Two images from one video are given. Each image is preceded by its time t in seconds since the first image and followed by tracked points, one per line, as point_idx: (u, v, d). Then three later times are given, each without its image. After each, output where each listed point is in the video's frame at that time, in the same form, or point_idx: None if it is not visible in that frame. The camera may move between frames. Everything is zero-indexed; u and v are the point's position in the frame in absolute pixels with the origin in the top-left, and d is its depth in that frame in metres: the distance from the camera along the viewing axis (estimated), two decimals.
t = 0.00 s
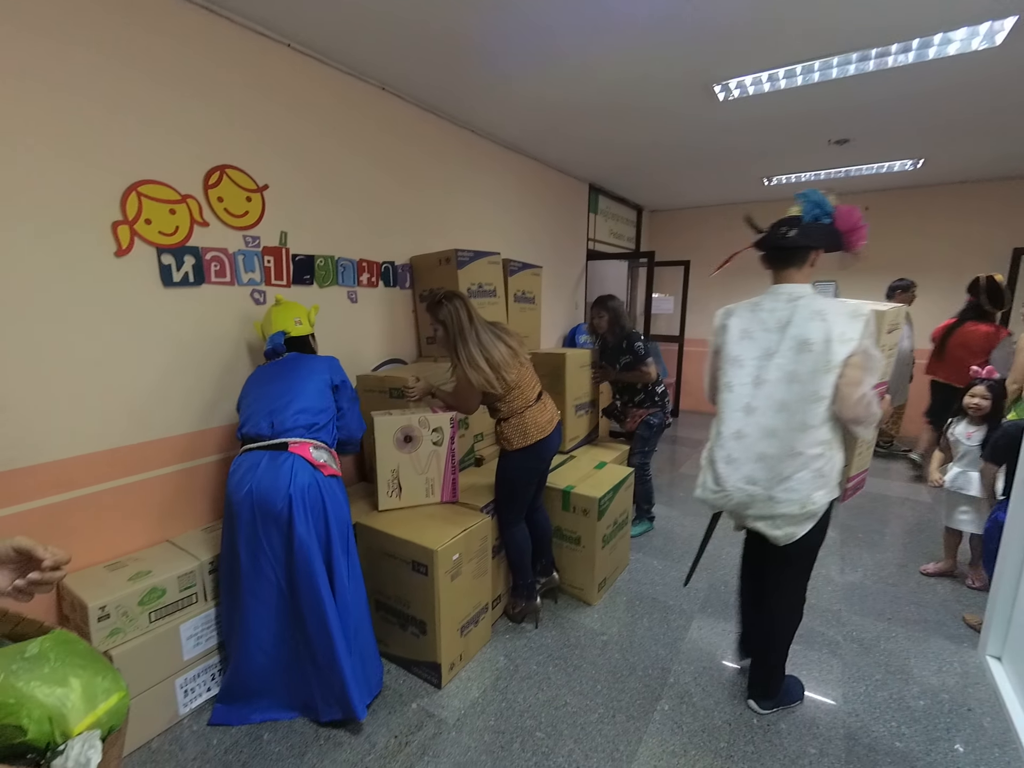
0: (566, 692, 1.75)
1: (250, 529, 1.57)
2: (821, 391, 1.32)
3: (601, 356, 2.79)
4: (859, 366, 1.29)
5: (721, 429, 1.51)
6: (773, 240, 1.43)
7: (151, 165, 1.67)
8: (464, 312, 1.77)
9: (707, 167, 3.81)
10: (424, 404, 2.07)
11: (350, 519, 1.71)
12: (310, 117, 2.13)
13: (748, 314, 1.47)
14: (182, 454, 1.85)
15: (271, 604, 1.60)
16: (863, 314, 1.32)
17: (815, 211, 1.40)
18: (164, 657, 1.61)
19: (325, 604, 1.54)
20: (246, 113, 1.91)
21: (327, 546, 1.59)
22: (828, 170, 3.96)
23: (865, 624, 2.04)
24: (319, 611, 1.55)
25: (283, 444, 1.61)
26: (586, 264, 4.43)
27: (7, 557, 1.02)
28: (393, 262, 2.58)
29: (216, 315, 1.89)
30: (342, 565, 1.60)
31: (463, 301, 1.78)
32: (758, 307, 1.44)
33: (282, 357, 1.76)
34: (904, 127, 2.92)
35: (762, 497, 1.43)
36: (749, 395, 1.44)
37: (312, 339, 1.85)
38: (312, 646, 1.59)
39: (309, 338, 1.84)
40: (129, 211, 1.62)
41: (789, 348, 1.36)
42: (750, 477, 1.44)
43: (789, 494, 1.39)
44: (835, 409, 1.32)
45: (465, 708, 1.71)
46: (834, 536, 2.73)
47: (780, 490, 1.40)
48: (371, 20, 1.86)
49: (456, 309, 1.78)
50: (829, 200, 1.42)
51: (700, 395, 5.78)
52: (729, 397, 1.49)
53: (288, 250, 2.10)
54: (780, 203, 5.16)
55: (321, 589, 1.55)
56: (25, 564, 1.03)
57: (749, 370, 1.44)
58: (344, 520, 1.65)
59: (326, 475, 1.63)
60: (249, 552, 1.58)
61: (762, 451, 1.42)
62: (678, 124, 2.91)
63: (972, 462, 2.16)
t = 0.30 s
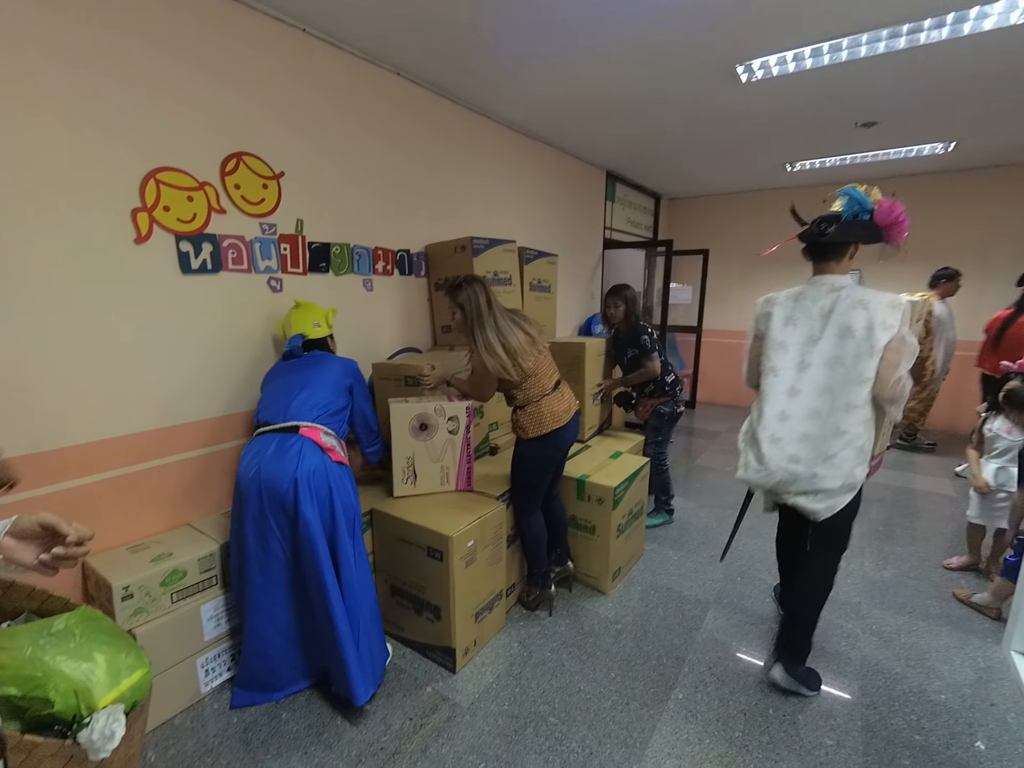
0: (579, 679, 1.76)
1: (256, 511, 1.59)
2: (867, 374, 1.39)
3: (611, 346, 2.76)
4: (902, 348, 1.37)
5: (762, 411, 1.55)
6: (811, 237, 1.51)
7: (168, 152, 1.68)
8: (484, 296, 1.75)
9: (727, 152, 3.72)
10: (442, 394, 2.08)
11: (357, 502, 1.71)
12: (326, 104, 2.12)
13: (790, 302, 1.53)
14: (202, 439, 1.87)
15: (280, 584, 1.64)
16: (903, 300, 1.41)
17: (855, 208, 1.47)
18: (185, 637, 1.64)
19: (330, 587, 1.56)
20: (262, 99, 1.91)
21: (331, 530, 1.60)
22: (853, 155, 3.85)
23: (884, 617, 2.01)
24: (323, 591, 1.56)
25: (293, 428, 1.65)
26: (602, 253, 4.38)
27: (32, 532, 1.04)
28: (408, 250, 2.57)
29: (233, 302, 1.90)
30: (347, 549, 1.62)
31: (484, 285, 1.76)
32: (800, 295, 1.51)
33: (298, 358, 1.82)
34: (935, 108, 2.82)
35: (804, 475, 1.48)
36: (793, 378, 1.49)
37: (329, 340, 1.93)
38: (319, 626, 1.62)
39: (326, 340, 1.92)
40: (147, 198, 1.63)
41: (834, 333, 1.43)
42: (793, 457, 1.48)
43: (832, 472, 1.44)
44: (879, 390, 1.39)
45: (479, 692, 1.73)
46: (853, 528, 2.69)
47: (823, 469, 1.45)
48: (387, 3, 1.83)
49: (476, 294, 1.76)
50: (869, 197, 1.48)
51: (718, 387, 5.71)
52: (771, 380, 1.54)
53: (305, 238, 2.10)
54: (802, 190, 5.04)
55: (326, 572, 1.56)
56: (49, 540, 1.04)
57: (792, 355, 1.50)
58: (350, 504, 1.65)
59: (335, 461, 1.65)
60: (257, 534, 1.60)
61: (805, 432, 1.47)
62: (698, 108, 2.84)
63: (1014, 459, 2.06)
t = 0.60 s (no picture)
0: (593, 665, 1.77)
1: (267, 488, 1.60)
2: (893, 352, 1.64)
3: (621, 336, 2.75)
4: (924, 330, 1.62)
5: (795, 381, 1.79)
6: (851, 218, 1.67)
7: (185, 136, 1.68)
8: (517, 270, 1.77)
9: (749, 136, 3.64)
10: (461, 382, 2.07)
11: (367, 485, 1.71)
12: (342, 87, 2.09)
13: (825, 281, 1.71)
14: (220, 424, 1.89)
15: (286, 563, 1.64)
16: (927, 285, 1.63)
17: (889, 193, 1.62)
18: (205, 617, 1.67)
19: (333, 568, 1.57)
20: (277, 81, 1.89)
21: (338, 512, 1.60)
22: (879, 139, 3.75)
23: (903, 609, 1.99)
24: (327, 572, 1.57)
25: (311, 410, 1.67)
26: (620, 240, 4.33)
27: (57, 507, 1.02)
28: (424, 236, 2.55)
29: (249, 288, 1.90)
30: (352, 533, 1.61)
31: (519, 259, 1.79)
32: (836, 275, 1.68)
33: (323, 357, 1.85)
34: (968, 88, 2.73)
35: (831, 439, 1.75)
36: (825, 353, 1.72)
37: (354, 338, 1.96)
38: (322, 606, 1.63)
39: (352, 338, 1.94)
40: (165, 182, 1.64)
41: (865, 315, 1.65)
42: (821, 424, 1.75)
43: (855, 436, 1.72)
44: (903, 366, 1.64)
45: (493, 676, 1.74)
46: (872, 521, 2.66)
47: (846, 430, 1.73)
48: None
49: (508, 266, 1.78)
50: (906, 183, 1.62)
51: (735, 377, 5.65)
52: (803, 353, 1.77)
53: (321, 223, 2.09)
54: (826, 175, 4.92)
55: (329, 554, 1.57)
56: (74, 515, 1.04)
57: (825, 332, 1.72)
58: (358, 487, 1.65)
59: (348, 445, 1.66)
60: (266, 510, 1.62)
61: (833, 400, 1.74)
62: (721, 90, 2.77)
63: None
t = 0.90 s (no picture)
0: (605, 655, 1.78)
1: (282, 468, 1.61)
2: (922, 342, 1.68)
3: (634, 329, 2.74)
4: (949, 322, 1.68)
5: (829, 374, 1.80)
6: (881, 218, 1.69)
7: (198, 125, 1.67)
8: (548, 255, 1.79)
9: (765, 124, 3.58)
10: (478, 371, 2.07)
11: (380, 471, 1.72)
12: (355, 75, 2.07)
13: (857, 274, 1.72)
14: (236, 413, 1.91)
15: (297, 544, 1.65)
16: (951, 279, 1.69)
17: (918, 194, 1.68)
18: (222, 604, 1.69)
19: (344, 550, 1.59)
20: (289, 68, 1.87)
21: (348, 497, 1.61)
22: (898, 127, 3.69)
23: (917, 602, 1.99)
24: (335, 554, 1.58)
25: (332, 397, 1.70)
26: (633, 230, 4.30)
27: (79, 495, 1.03)
28: (437, 225, 2.54)
29: (263, 277, 1.90)
30: (364, 517, 1.62)
31: (554, 244, 1.81)
32: (869, 268, 1.70)
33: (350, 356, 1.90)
34: (994, 74, 2.67)
35: (856, 427, 1.79)
36: (860, 345, 1.74)
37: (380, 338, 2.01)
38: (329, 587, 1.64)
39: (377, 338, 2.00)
40: (179, 172, 1.63)
41: (900, 307, 1.67)
42: (851, 413, 1.78)
43: (880, 422, 1.77)
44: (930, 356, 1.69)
45: (505, 665, 1.75)
46: (887, 514, 2.65)
47: (875, 420, 1.78)
48: None
49: (539, 251, 1.80)
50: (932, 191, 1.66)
51: (748, 368, 5.63)
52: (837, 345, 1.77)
53: (334, 212, 2.08)
54: (843, 164, 4.86)
55: (340, 536, 1.59)
56: (94, 502, 1.04)
57: (860, 323, 1.73)
58: (372, 472, 1.66)
59: (365, 432, 1.68)
60: (280, 490, 1.63)
61: (867, 391, 1.76)
62: (739, 77, 2.73)
63: None
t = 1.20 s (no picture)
0: (614, 645, 1.79)
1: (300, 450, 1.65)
2: (942, 325, 1.94)
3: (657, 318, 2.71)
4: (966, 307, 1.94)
5: (860, 353, 2.05)
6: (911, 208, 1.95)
7: (211, 116, 1.67)
8: (567, 244, 1.80)
9: (779, 114, 3.54)
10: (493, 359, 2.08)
11: (395, 459, 1.76)
12: (367, 65, 2.06)
13: (886, 264, 1.96)
14: (250, 403, 1.92)
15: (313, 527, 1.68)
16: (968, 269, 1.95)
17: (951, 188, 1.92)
18: (236, 592, 1.72)
19: (360, 533, 1.61)
20: (301, 59, 1.87)
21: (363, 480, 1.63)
22: (915, 117, 3.65)
23: (928, 596, 1.99)
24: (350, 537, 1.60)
25: (349, 385, 1.75)
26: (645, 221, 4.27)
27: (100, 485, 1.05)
28: (449, 216, 2.54)
29: (276, 268, 1.91)
30: (379, 501, 1.65)
31: (576, 233, 1.81)
32: (897, 260, 1.94)
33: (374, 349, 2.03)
34: (1015, 62, 2.62)
35: (883, 401, 2.05)
36: (890, 329, 1.99)
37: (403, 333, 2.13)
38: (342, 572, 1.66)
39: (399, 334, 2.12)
40: (192, 163, 1.64)
41: (927, 296, 1.93)
42: (877, 389, 2.04)
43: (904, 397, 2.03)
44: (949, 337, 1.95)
45: (516, 654, 1.77)
46: (898, 507, 2.64)
47: (898, 395, 2.04)
48: None
49: (558, 239, 1.81)
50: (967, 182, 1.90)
51: (761, 360, 5.61)
52: (867, 328, 2.02)
53: (347, 203, 2.08)
54: (859, 154, 4.80)
55: (357, 518, 1.61)
56: (116, 493, 1.05)
57: (889, 309, 1.98)
58: (388, 458, 1.69)
59: (381, 418, 1.71)
60: (299, 472, 1.66)
61: (894, 369, 2.02)
62: (753, 66, 2.69)
63: None
